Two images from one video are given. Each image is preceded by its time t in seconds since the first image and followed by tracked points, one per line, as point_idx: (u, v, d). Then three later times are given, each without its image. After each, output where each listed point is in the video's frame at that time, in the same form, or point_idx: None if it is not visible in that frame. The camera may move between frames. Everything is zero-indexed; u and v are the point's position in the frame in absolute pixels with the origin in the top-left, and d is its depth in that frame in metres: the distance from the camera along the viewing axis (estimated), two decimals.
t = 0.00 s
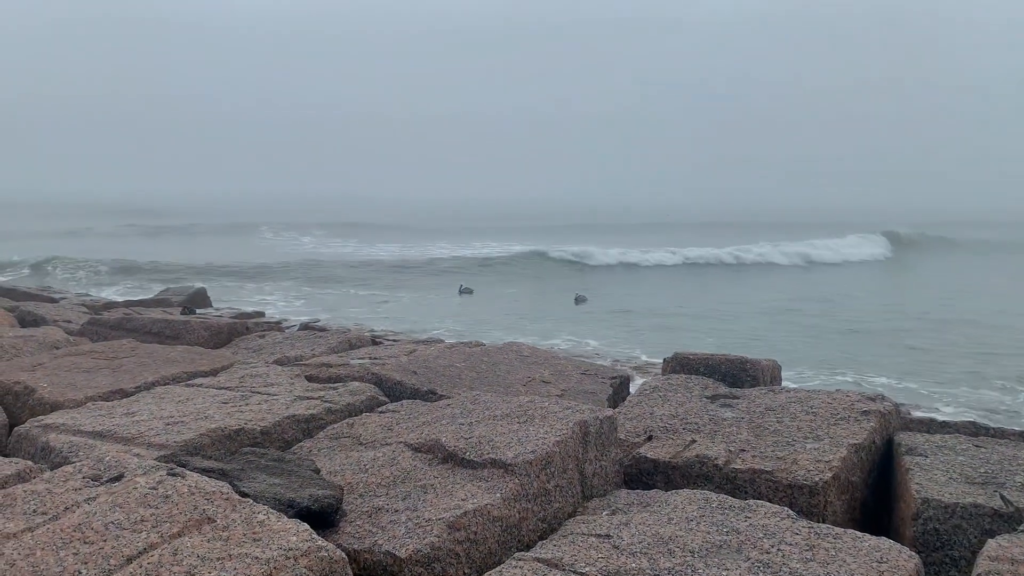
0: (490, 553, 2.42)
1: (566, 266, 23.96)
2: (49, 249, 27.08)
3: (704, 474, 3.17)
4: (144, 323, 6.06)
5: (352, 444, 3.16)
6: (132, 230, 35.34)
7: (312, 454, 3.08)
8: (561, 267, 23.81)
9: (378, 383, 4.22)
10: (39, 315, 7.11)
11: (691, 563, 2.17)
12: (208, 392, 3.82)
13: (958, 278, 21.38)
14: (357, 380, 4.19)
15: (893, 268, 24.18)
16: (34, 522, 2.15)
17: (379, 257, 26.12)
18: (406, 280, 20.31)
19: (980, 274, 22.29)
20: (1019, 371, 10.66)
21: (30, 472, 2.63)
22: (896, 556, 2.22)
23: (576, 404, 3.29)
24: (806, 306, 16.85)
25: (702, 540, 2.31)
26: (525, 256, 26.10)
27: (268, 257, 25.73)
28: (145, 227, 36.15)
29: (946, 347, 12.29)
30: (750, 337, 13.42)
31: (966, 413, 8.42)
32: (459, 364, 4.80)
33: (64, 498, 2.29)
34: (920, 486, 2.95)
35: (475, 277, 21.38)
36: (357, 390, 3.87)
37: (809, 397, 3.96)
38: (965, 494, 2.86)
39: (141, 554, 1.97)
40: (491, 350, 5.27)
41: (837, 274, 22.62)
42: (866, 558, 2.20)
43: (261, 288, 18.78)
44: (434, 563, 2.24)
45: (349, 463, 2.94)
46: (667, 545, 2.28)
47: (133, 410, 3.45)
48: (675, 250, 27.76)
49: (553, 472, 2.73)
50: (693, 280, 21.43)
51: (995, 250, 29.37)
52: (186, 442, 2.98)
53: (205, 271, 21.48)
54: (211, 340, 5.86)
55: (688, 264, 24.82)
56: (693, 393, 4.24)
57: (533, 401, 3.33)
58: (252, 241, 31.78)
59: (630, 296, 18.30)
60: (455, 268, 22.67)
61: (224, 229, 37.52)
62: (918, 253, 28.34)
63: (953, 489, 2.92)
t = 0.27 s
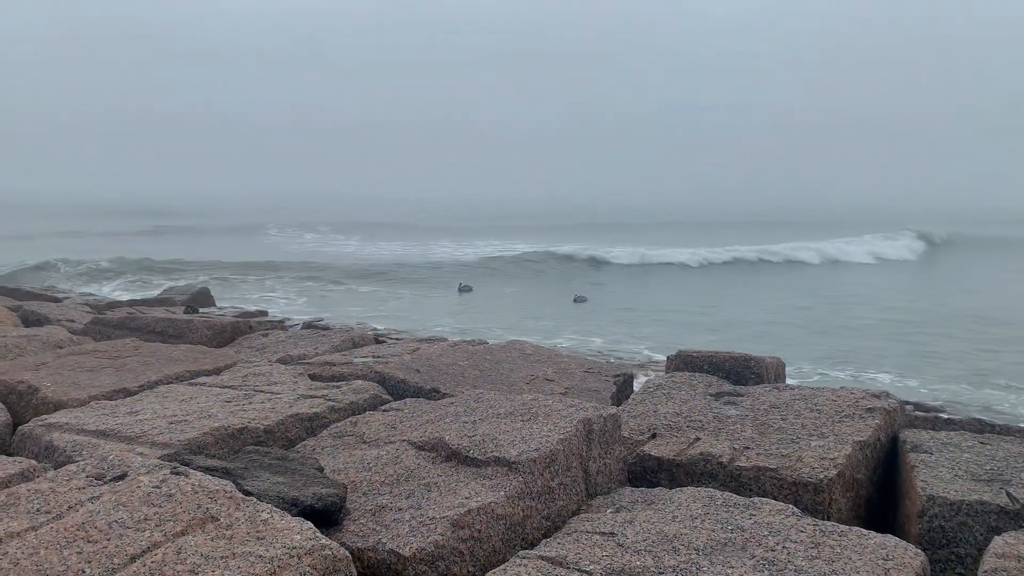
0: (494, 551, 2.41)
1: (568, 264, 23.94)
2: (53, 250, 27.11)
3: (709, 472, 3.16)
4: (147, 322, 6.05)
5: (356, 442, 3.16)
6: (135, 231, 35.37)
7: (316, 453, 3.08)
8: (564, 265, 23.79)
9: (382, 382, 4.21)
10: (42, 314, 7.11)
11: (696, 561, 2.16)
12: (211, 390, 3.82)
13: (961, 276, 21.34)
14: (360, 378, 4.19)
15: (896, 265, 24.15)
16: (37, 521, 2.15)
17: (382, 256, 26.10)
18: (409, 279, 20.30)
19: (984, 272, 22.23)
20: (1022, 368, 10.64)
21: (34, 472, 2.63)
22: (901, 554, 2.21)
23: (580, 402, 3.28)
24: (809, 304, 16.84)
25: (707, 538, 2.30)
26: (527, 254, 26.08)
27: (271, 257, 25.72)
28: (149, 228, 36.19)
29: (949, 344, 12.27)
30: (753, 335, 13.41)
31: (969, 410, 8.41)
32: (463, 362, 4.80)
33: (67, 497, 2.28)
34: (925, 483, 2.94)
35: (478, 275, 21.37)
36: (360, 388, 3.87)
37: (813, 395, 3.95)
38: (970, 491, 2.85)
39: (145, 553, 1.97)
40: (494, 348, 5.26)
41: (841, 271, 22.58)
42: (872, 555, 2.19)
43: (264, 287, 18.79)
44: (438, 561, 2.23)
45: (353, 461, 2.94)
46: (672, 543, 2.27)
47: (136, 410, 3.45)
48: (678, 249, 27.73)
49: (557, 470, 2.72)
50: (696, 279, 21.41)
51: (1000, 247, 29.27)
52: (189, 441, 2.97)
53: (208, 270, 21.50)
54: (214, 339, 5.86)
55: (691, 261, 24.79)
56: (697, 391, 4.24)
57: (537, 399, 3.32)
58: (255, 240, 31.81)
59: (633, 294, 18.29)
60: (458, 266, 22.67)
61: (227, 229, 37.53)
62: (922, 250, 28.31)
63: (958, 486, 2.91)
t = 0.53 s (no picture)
0: (500, 551, 2.41)
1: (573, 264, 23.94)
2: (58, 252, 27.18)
3: (714, 472, 3.16)
4: (153, 324, 6.07)
5: (361, 443, 3.16)
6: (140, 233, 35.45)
7: (321, 454, 3.08)
8: (568, 264, 23.78)
9: (387, 383, 4.21)
10: (48, 316, 7.13)
11: (702, 561, 2.16)
12: (216, 392, 3.83)
13: (967, 274, 21.29)
14: (365, 379, 4.19)
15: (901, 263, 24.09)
16: (44, 522, 2.16)
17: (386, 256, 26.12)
18: (414, 279, 20.32)
19: (990, 271, 22.16)
20: None
21: (40, 474, 2.64)
22: (907, 553, 2.21)
23: (585, 403, 3.28)
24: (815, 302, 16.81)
25: (712, 538, 2.30)
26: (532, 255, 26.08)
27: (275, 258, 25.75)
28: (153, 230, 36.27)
29: (955, 343, 12.25)
30: (759, 334, 13.39)
31: (974, 409, 8.40)
32: (468, 363, 4.80)
33: (73, 498, 2.29)
34: (931, 482, 2.93)
35: (482, 275, 21.37)
36: (365, 389, 3.87)
37: (818, 394, 3.94)
38: (976, 490, 2.85)
39: (152, 554, 1.97)
40: (498, 348, 5.26)
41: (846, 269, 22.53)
42: (878, 555, 2.19)
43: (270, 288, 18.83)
44: (443, 561, 2.23)
45: (358, 462, 2.94)
46: (678, 544, 2.27)
47: (142, 411, 3.45)
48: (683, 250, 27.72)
49: (562, 470, 2.72)
50: (700, 278, 21.38)
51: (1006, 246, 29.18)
52: (194, 442, 2.98)
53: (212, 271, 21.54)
54: (219, 340, 5.87)
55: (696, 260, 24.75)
56: (702, 390, 4.24)
57: (541, 399, 3.32)
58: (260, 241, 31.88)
59: (637, 293, 18.28)
60: (462, 267, 22.67)
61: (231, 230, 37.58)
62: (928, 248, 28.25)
63: (964, 485, 2.90)
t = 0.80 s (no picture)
0: (506, 553, 2.41)
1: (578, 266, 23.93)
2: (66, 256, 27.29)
3: (721, 474, 3.15)
4: (159, 327, 6.08)
5: (367, 445, 3.17)
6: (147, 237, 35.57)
7: (327, 456, 3.09)
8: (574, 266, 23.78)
9: (393, 385, 4.22)
10: (56, 320, 7.16)
11: (709, 562, 2.16)
12: (223, 394, 3.84)
13: (974, 274, 21.23)
14: (371, 381, 4.20)
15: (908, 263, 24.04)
16: (52, 524, 2.17)
17: (392, 259, 26.14)
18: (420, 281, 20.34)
19: (997, 271, 22.08)
20: None
21: (48, 476, 2.65)
22: (915, 554, 2.20)
23: (591, 404, 3.27)
24: (822, 303, 16.77)
25: (719, 539, 2.30)
26: (537, 258, 26.08)
27: (281, 260, 25.80)
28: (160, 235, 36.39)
29: (962, 343, 12.22)
30: (765, 336, 13.37)
31: (982, 409, 8.38)
32: (473, 365, 4.80)
33: (81, 501, 2.30)
34: (939, 483, 2.92)
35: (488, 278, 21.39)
36: (371, 391, 3.87)
37: (825, 395, 3.93)
38: (984, 491, 2.84)
39: (160, 556, 1.98)
40: (504, 350, 5.26)
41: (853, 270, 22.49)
42: (886, 556, 2.18)
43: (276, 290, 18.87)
44: (450, 563, 2.23)
45: (364, 464, 2.94)
46: (684, 545, 2.26)
47: (148, 414, 3.46)
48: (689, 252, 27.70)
49: (568, 472, 2.72)
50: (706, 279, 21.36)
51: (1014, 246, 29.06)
52: (201, 445, 2.99)
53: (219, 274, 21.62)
54: (225, 343, 5.88)
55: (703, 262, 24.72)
56: (708, 391, 4.23)
57: (548, 401, 3.32)
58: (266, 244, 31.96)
59: (643, 294, 18.26)
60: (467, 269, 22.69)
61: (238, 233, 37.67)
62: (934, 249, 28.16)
63: (972, 486, 2.89)
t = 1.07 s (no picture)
0: (514, 555, 2.41)
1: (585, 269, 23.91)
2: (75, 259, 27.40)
3: (729, 474, 3.15)
4: (166, 329, 6.09)
5: (374, 446, 3.17)
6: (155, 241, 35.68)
7: (334, 457, 3.09)
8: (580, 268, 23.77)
9: (399, 386, 4.22)
10: (64, 322, 7.18)
11: (717, 563, 2.15)
12: (230, 396, 3.85)
13: (982, 275, 21.14)
14: (378, 382, 4.20)
15: (915, 264, 23.96)
16: (61, 526, 2.17)
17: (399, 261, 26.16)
18: (426, 283, 20.36)
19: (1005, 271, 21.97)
20: None
21: (57, 478, 2.66)
22: (924, 555, 2.19)
23: (597, 405, 3.27)
24: (828, 304, 16.74)
25: (727, 541, 2.29)
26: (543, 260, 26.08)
27: (288, 263, 25.86)
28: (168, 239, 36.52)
29: (970, 344, 12.18)
30: (772, 337, 13.34)
31: (990, 410, 8.35)
32: (480, 366, 4.80)
33: (89, 502, 2.30)
34: (947, 484, 2.91)
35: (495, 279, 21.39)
36: (378, 392, 3.87)
37: (833, 396, 3.92)
38: (993, 492, 2.82)
39: (167, 558, 1.98)
40: (511, 351, 5.25)
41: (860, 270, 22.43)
42: (895, 558, 2.17)
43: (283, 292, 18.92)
44: (457, 564, 2.23)
45: (372, 465, 2.94)
46: (692, 546, 2.26)
47: (156, 416, 3.47)
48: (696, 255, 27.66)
49: (575, 473, 2.71)
50: (713, 279, 21.32)
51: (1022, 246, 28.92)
52: (209, 446, 2.99)
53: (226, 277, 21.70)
54: (233, 344, 5.88)
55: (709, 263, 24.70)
56: (716, 392, 4.22)
57: (555, 401, 3.32)
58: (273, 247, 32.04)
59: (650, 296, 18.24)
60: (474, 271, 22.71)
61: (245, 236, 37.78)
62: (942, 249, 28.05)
63: (981, 487, 2.87)
